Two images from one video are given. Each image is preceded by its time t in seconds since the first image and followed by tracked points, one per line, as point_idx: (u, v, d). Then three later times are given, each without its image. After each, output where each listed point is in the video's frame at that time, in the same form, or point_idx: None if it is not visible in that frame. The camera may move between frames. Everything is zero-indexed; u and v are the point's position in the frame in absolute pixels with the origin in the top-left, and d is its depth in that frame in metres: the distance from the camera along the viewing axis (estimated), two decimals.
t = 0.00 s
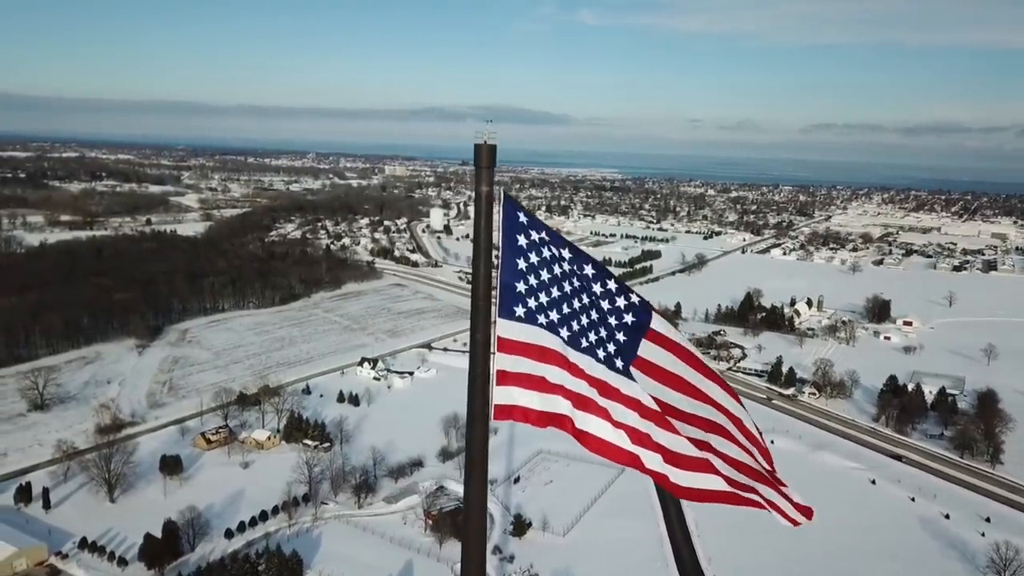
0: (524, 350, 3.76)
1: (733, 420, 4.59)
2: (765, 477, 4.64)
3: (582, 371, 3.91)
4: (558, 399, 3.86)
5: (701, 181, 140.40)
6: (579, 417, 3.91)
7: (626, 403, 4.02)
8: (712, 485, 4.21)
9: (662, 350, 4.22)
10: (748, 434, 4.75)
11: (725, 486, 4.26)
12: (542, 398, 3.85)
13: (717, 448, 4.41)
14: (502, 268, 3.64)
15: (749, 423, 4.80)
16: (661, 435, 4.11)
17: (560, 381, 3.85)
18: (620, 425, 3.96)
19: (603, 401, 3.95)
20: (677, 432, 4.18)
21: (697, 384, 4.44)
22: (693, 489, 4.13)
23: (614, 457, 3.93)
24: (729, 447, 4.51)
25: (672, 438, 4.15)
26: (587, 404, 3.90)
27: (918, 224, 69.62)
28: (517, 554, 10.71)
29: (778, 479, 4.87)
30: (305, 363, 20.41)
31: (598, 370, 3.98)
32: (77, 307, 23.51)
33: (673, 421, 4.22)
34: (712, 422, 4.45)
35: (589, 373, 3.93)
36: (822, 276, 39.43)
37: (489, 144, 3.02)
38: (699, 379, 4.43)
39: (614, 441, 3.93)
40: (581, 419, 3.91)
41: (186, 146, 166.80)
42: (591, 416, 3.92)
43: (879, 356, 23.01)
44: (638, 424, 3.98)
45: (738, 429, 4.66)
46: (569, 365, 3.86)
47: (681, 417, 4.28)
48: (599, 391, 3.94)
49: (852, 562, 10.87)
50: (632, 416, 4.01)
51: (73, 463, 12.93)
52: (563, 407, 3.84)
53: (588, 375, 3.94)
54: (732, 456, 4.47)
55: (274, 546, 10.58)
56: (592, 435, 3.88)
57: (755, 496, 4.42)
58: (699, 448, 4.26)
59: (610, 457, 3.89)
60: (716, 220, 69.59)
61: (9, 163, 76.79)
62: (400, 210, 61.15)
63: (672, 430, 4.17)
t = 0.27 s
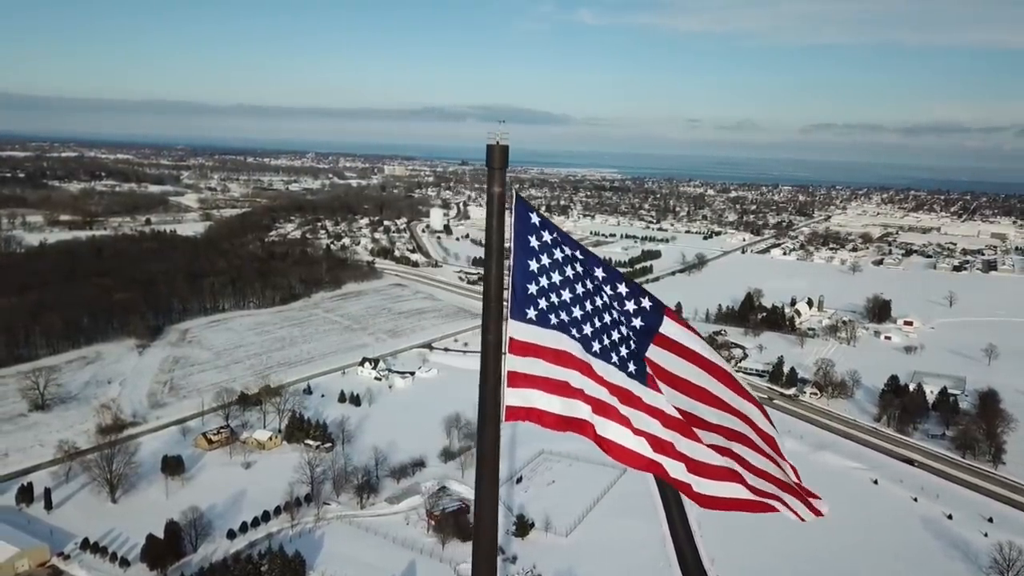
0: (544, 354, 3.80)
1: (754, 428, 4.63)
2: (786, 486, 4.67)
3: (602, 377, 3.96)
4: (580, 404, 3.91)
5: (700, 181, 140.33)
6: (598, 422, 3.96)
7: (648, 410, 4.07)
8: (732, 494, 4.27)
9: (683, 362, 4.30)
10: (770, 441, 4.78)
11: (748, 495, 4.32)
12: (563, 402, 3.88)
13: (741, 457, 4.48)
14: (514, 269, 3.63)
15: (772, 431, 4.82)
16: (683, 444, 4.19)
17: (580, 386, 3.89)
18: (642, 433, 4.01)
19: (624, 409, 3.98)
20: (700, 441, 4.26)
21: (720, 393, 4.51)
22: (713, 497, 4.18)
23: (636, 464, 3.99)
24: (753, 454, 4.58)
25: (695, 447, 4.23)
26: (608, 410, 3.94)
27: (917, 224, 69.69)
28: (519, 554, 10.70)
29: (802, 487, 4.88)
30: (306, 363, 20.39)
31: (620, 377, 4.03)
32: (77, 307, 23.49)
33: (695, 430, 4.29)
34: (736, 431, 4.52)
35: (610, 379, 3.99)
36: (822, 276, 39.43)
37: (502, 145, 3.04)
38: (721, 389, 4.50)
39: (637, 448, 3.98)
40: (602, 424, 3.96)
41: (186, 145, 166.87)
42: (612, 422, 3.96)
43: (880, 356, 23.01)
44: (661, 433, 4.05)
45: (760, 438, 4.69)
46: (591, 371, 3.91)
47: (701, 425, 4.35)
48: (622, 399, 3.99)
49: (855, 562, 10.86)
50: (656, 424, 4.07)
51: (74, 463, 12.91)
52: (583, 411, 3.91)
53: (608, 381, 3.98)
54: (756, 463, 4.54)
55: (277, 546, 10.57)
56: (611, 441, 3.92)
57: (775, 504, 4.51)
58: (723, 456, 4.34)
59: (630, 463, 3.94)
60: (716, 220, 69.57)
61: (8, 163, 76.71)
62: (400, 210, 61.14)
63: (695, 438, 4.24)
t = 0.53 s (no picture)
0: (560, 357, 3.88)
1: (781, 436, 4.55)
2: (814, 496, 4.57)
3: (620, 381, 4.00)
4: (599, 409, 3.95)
5: (700, 181, 140.12)
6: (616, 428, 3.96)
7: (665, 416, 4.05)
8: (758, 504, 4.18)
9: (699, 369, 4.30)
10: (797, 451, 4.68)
11: (774, 502, 4.26)
12: (583, 406, 3.95)
13: (765, 467, 4.39)
14: (526, 271, 3.75)
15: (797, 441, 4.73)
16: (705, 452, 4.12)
17: (600, 390, 3.94)
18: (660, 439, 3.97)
19: (643, 417, 3.99)
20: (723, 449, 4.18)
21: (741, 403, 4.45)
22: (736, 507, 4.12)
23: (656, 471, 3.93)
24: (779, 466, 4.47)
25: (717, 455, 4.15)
26: (625, 415, 3.95)
27: (917, 224, 69.74)
28: (523, 555, 10.68)
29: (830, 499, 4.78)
30: (307, 363, 20.36)
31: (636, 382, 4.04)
32: (77, 307, 23.45)
33: (717, 440, 4.24)
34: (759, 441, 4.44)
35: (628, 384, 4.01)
36: (822, 276, 39.40)
37: (515, 145, 3.01)
38: (742, 398, 4.45)
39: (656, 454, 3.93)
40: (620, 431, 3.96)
41: (185, 145, 167.10)
42: (630, 428, 3.96)
43: (880, 356, 23.01)
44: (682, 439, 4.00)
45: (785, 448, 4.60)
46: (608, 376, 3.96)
47: (722, 434, 4.30)
48: (639, 405, 3.99)
49: (858, 562, 10.85)
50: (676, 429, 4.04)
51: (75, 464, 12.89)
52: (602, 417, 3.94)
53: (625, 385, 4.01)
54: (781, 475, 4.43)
55: (279, 547, 10.55)
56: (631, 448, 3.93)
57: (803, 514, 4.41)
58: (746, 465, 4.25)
59: (650, 470, 3.90)
60: (716, 220, 69.53)
61: (7, 162, 76.60)
62: (399, 210, 61.09)
63: (717, 448, 4.18)
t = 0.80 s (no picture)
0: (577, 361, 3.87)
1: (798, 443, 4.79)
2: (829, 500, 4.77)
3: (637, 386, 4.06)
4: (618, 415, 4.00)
5: (699, 181, 140.13)
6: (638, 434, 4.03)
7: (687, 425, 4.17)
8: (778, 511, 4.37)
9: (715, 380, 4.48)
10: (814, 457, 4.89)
11: (793, 510, 4.45)
12: (603, 413, 3.99)
13: (786, 475, 4.60)
14: (538, 272, 3.70)
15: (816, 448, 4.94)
16: (727, 461, 4.27)
17: (622, 397, 4.00)
18: (683, 448, 4.10)
19: (662, 422, 4.08)
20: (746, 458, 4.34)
21: (754, 410, 4.67)
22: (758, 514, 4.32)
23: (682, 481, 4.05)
24: (795, 471, 4.68)
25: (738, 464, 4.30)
26: (644, 421, 4.03)
27: (916, 224, 69.80)
28: (526, 556, 10.67)
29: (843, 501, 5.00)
30: (308, 364, 20.34)
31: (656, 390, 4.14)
32: (78, 308, 23.43)
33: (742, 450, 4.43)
34: (775, 448, 4.65)
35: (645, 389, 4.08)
36: (822, 276, 39.39)
37: (525, 144, 3.00)
38: (755, 405, 4.66)
39: (681, 463, 4.05)
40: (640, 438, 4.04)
41: (185, 145, 167.08)
42: (651, 436, 4.05)
43: (881, 356, 23.00)
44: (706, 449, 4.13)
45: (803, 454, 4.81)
46: (627, 382, 4.02)
47: (747, 443, 4.51)
48: (659, 413, 4.10)
49: (862, 562, 10.85)
50: (699, 438, 4.17)
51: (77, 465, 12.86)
52: (623, 423, 3.99)
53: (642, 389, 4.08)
54: (797, 479, 4.64)
55: (282, 549, 10.53)
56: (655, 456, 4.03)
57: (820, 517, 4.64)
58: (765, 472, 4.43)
59: (674, 478, 4.02)
60: (716, 220, 69.54)
61: (7, 163, 76.67)
62: (399, 210, 61.10)
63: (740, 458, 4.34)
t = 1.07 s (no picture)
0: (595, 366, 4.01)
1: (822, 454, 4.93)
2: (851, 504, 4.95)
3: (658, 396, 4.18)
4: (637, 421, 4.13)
5: (699, 181, 140.15)
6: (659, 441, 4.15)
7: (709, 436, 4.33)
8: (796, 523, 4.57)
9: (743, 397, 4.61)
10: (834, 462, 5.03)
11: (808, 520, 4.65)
12: (624, 420, 4.07)
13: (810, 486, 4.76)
14: (551, 275, 3.81)
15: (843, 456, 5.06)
16: (749, 473, 4.44)
17: (645, 408, 4.10)
18: (702, 456, 4.24)
19: (682, 431, 4.22)
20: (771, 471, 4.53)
21: (782, 423, 4.81)
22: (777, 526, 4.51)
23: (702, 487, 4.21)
24: (818, 480, 4.84)
25: (757, 475, 4.48)
26: (665, 428, 4.15)
27: (916, 223, 69.82)
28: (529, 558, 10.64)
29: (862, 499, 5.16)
30: (310, 365, 20.31)
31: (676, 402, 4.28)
32: (79, 309, 23.39)
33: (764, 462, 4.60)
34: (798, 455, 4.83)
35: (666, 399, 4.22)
36: (823, 276, 39.36)
37: (536, 146, 2.99)
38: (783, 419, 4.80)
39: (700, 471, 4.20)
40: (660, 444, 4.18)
41: (184, 146, 167.05)
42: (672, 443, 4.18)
43: (883, 356, 22.98)
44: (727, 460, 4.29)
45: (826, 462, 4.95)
46: (647, 389, 4.14)
47: (768, 454, 4.67)
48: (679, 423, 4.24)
49: (866, 563, 10.83)
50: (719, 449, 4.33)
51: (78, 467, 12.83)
52: (646, 431, 4.11)
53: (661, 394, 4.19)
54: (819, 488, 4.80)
55: (284, 551, 10.50)
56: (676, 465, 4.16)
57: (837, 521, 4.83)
58: (789, 483, 4.60)
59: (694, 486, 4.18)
60: (716, 220, 69.51)
61: (6, 164, 76.71)
62: (399, 210, 61.08)
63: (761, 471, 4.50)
